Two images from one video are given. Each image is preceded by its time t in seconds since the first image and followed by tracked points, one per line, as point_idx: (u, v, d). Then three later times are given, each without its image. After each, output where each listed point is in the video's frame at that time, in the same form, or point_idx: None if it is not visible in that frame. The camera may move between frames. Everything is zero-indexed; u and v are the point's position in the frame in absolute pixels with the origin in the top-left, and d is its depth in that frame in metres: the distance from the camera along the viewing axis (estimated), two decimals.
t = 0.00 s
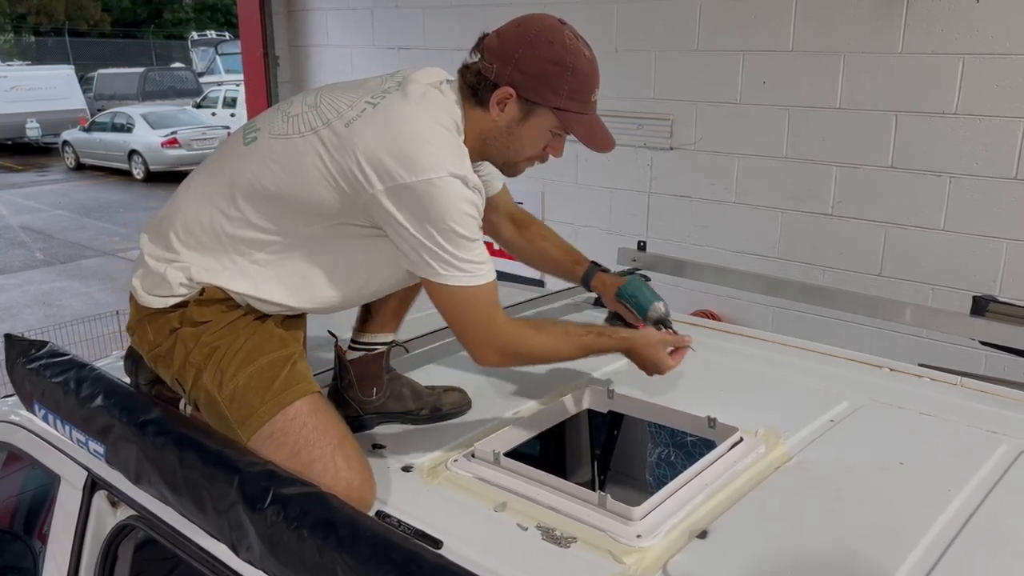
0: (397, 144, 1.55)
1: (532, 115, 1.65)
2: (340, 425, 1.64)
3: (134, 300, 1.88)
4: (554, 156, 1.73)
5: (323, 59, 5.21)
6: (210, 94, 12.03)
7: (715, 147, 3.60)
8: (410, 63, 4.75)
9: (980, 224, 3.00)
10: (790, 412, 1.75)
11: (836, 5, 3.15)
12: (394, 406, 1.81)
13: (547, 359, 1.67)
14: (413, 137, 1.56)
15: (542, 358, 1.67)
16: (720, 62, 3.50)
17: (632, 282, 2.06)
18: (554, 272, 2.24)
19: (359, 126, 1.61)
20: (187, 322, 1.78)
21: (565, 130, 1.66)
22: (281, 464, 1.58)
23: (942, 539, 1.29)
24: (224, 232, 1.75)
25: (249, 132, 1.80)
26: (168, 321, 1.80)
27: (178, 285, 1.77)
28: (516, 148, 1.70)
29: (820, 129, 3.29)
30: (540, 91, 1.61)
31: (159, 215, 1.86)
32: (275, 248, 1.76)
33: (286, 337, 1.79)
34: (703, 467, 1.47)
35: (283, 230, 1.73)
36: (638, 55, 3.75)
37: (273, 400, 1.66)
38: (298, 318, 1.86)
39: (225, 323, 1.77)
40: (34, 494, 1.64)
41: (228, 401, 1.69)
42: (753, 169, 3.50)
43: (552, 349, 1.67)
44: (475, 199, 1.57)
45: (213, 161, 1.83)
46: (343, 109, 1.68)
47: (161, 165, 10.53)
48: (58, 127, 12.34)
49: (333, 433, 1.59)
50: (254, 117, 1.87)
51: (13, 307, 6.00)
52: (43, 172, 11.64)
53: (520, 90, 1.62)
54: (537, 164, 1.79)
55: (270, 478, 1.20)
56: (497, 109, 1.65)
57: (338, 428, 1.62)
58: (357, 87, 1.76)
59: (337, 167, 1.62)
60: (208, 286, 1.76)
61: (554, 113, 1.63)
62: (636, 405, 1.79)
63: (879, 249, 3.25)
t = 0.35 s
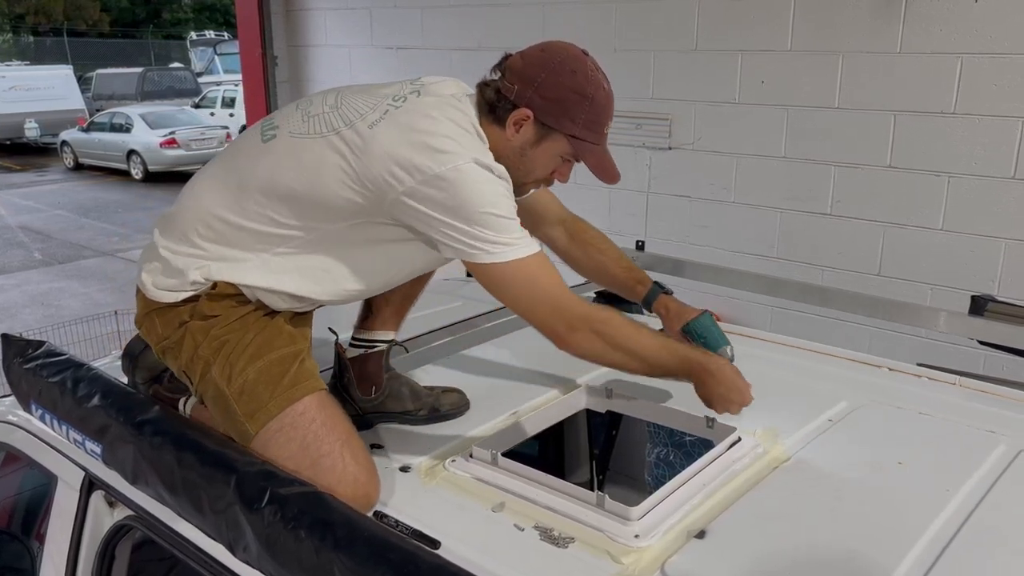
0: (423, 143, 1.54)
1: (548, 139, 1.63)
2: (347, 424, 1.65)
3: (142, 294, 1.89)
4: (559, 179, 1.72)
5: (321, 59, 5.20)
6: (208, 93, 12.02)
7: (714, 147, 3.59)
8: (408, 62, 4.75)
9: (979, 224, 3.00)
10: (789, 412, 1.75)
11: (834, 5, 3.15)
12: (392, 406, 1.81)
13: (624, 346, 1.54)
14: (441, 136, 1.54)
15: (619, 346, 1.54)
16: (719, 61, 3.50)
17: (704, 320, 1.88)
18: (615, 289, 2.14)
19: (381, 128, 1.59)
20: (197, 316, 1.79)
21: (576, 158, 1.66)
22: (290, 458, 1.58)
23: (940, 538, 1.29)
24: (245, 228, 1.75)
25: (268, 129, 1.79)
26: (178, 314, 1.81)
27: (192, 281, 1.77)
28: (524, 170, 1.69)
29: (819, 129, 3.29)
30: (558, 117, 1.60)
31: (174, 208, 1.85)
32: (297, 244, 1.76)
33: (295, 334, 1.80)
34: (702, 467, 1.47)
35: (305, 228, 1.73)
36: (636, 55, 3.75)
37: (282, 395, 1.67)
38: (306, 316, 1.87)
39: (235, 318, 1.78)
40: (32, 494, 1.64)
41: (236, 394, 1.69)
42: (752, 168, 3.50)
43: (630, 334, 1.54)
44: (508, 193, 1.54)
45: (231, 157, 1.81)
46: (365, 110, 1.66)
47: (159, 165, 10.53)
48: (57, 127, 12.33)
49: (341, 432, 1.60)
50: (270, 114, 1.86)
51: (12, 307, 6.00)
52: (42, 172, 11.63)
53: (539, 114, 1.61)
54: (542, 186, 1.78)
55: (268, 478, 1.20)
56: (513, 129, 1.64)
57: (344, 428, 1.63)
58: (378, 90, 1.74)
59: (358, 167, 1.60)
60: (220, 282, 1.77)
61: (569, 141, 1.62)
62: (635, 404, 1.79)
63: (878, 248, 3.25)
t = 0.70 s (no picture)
0: (439, 147, 1.54)
1: (556, 166, 1.64)
2: (349, 423, 1.65)
3: (144, 294, 1.89)
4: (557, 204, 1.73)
5: (320, 58, 5.21)
6: (207, 93, 12.02)
7: (712, 147, 3.60)
8: (406, 62, 4.75)
9: (977, 223, 3.00)
10: (787, 412, 1.75)
11: (832, 5, 3.15)
12: (389, 406, 1.81)
13: (654, 333, 1.53)
14: (456, 141, 1.55)
15: (648, 334, 1.53)
16: (717, 61, 3.50)
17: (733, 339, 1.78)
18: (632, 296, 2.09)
19: (396, 133, 1.60)
20: (199, 315, 1.79)
21: (579, 188, 1.67)
22: (294, 457, 1.59)
23: (938, 537, 1.29)
24: (257, 228, 1.75)
25: (280, 128, 1.78)
26: (180, 313, 1.81)
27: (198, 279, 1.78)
28: (528, 192, 1.70)
29: (817, 129, 3.29)
30: (572, 148, 1.60)
31: (183, 206, 1.84)
32: (308, 245, 1.76)
33: (298, 333, 1.80)
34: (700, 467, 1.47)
35: (317, 230, 1.73)
36: (635, 55, 3.75)
37: (286, 393, 1.67)
38: (309, 314, 1.87)
39: (237, 316, 1.78)
40: (29, 494, 1.63)
41: (239, 393, 1.69)
42: (750, 168, 3.50)
43: (661, 322, 1.54)
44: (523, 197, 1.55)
45: (242, 155, 1.80)
46: (379, 115, 1.66)
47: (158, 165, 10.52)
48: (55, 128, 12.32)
49: (344, 432, 1.60)
50: (281, 114, 1.85)
51: (10, 307, 6.00)
52: (40, 172, 11.62)
53: (553, 142, 1.61)
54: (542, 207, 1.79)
55: (265, 478, 1.20)
56: (524, 151, 1.64)
57: (346, 427, 1.63)
58: (391, 94, 1.74)
59: (370, 171, 1.60)
60: (224, 281, 1.78)
61: (576, 172, 1.63)
62: (633, 404, 1.79)
63: (877, 248, 3.25)
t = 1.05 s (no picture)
0: (440, 153, 1.53)
1: (559, 175, 1.64)
2: (347, 424, 1.65)
3: (143, 293, 1.89)
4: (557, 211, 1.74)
5: (318, 58, 5.20)
6: (206, 94, 12.02)
7: (711, 147, 3.60)
8: (405, 62, 4.75)
9: (977, 223, 3.00)
10: (786, 412, 1.75)
11: (831, 5, 3.16)
12: (389, 407, 1.81)
13: (650, 346, 1.54)
14: (458, 148, 1.54)
15: (643, 347, 1.53)
16: (716, 61, 3.50)
17: (742, 349, 1.69)
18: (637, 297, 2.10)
19: (397, 139, 1.59)
20: (198, 314, 1.79)
21: (580, 197, 1.68)
22: (291, 458, 1.59)
23: (937, 537, 1.29)
24: (257, 230, 1.74)
25: (281, 129, 1.78)
26: (179, 313, 1.81)
27: (195, 279, 1.78)
28: (529, 200, 1.70)
29: (816, 129, 3.29)
30: (576, 157, 1.61)
31: (183, 204, 1.84)
32: (308, 249, 1.77)
33: (296, 333, 1.80)
34: (698, 468, 1.47)
35: (317, 234, 1.73)
36: (634, 55, 3.75)
37: (283, 394, 1.67)
38: (308, 315, 1.87)
39: (235, 316, 1.78)
40: (28, 495, 1.63)
41: (236, 392, 1.69)
42: (749, 168, 3.50)
43: (657, 336, 1.55)
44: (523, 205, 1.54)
45: (243, 154, 1.80)
46: (380, 120, 1.65)
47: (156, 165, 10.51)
48: (53, 128, 12.31)
49: (341, 434, 1.60)
50: (283, 114, 1.84)
51: (9, 307, 5.99)
52: (38, 172, 11.61)
53: (557, 151, 1.61)
54: (540, 214, 1.79)
55: (263, 478, 1.20)
56: (527, 159, 1.63)
57: (344, 428, 1.62)
58: (393, 98, 1.74)
59: (371, 176, 1.60)
60: (223, 281, 1.78)
61: (579, 181, 1.64)
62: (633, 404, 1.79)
63: (876, 248, 3.25)
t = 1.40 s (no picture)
0: (441, 157, 1.53)
1: (565, 176, 1.64)
2: (347, 426, 1.65)
3: (144, 292, 1.89)
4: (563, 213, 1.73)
5: (317, 59, 5.20)
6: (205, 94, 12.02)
7: (711, 147, 3.60)
8: (403, 62, 4.75)
9: (976, 223, 3.00)
10: (786, 411, 1.75)
11: (830, 5, 3.16)
12: (388, 407, 1.82)
13: (638, 359, 1.56)
14: (460, 152, 1.54)
15: (633, 364, 1.56)
16: (715, 61, 3.50)
17: (752, 357, 1.71)
18: (645, 302, 2.11)
19: (398, 143, 1.58)
20: (198, 314, 1.79)
21: (587, 198, 1.67)
22: (291, 459, 1.59)
23: (937, 537, 1.29)
24: (257, 231, 1.75)
25: (285, 130, 1.78)
26: (179, 312, 1.81)
27: (195, 279, 1.78)
28: (535, 202, 1.69)
29: (815, 129, 3.29)
30: (581, 158, 1.60)
31: (185, 203, 1.84)
32: (309, 252, 1.77)
33: (296, 334, 1.79)
34: (696, 470, 1.47)
35: (318, 237, 1.73)
36: (633, 55, 3.75)
37: (282, 396, 1.67)
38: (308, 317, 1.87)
39: (235, 316, 1.78)
40: (26, 496, 1.63)
41: (235, 392, 1.68)
42: (747, 168, 3.50)
43: (645, 349, 1.58)
44: (523, 210, 1.54)
45: (246, 155, 1.80)
46: (383, 122, 1.65)
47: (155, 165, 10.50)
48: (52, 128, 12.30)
49: (339, 436, 1.60)
50: (287, 114, 1.84)
51: (8, 308, 5.99)
52: (37, 172, 11.60)
53: (562, 152, 1.61)
54: (546, 216, 1.79)
55: (262, 478, 1.19)
56: (532, 161, 1.63)
57: (343, 431, 1.62)
58: (397, 100, 1.74)
59: (372, 179, 1.60)
60: (223, 281, 1.78)
61: (585, 182, 1.63)
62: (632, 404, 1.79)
63: (875, 248, 3.25)
